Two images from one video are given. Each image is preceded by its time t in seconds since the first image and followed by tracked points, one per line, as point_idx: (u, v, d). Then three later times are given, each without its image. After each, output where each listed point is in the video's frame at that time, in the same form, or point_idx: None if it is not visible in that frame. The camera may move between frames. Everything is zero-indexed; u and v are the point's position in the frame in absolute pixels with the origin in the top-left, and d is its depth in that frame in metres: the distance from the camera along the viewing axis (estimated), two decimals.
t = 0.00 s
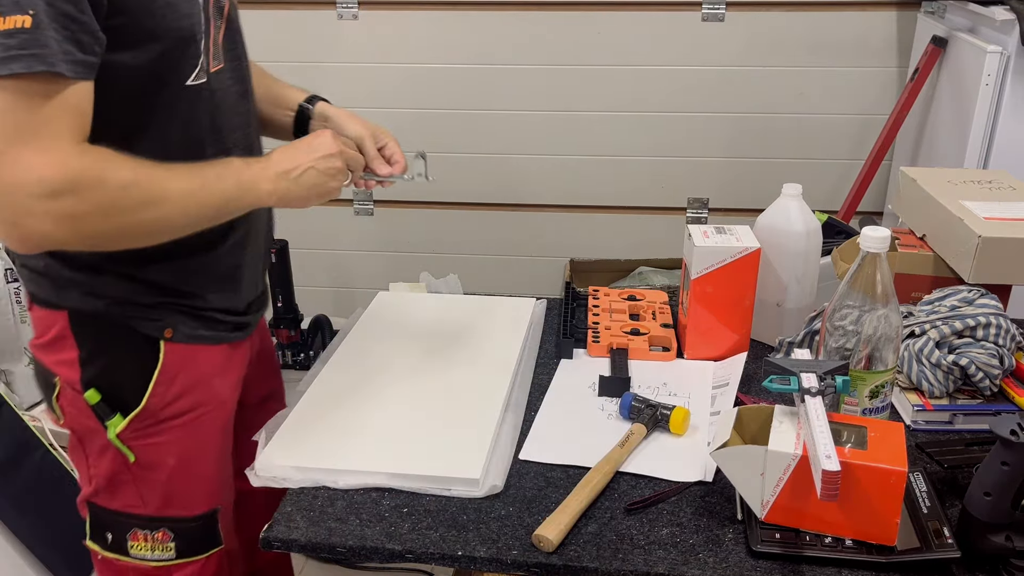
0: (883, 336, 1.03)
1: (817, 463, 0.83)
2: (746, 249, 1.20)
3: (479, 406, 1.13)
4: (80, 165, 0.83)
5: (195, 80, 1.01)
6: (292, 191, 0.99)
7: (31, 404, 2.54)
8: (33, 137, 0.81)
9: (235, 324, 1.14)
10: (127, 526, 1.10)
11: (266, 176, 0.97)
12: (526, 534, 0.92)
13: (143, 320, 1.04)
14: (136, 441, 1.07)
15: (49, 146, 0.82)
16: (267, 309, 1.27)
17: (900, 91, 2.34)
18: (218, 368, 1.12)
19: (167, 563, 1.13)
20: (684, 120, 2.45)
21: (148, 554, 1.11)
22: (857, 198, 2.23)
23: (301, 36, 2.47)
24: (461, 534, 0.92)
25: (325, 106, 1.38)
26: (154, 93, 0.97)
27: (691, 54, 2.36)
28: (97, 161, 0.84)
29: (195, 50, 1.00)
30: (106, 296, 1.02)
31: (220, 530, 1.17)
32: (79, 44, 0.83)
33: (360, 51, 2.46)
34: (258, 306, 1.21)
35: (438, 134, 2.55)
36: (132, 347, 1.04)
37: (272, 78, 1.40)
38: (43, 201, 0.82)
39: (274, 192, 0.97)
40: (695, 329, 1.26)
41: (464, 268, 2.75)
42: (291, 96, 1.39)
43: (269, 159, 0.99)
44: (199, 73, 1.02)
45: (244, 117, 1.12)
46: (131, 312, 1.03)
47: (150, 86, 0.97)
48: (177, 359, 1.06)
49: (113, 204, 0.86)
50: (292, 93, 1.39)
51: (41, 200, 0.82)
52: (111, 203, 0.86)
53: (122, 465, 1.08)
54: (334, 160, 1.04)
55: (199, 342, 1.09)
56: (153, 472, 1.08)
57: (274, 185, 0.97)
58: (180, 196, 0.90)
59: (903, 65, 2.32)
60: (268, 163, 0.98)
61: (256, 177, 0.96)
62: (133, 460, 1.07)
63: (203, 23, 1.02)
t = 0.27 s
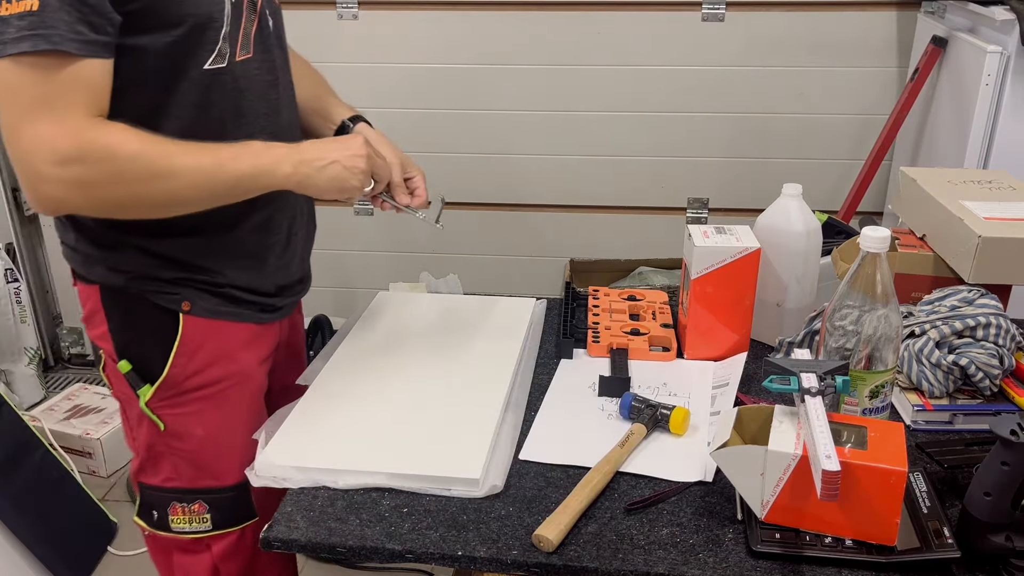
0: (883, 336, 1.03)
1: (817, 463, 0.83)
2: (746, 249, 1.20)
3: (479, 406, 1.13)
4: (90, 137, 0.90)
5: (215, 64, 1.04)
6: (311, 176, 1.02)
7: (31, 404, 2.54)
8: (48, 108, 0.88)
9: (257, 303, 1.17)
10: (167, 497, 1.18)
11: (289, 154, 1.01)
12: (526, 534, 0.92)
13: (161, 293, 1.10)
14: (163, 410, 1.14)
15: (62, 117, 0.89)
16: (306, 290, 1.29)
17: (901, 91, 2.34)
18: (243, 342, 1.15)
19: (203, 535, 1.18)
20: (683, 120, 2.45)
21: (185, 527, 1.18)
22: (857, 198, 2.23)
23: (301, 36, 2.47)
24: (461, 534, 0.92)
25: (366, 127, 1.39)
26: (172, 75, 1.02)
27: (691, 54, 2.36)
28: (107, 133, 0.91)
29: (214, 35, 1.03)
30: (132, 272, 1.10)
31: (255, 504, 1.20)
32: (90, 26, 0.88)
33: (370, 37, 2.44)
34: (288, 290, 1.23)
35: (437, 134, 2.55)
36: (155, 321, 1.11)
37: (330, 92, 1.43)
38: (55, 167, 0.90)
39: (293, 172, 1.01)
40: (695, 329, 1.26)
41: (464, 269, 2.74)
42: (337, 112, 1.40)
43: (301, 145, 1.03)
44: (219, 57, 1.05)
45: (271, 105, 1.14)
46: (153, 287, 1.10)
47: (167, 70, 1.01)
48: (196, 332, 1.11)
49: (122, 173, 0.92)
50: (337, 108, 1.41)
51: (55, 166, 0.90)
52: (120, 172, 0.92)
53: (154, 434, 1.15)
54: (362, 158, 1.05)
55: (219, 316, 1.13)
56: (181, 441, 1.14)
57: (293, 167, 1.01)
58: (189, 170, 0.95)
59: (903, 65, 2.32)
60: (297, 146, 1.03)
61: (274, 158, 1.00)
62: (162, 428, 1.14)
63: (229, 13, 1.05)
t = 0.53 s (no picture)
0: (883, 337, 1.03)
1: (817, 463, 0.83)
2: (746, 249, 1.20)
3: (479, 406, 1.13)
4: (100, 120, 0.92)
5: (224, 54, 1.08)
6: (317, 181, 1.04)
7: (31, 404, 2.54)
8: (60, 90, 0.91)
9: (257, 294, 1.22)
10: (158, 480, 1.21)
11: (298, 155, 1.03)
12: (526, 534, 0.92)
13: (159, 280, 1.15)
14: (157, 394, 1.18)
15: (74, 99, 0.92)
16: (309, 290, 1.33)
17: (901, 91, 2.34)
18: (236, 332, 1.20)
19: (191, 519, 1.22)
20: (683, 119, 2.45)
21: (175, 510, 1.22)
22: (857, 198, 2.23)
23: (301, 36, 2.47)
24: (461, 534, 0.92)
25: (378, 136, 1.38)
26: (183, 64, 1.06)
27: (691, 54, 2.37)
28: (116, 117, 0.93)
29: (227, 29, 1.07)
30: (134, 257, 1.14)
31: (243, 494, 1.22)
32: (103, 11, 0.91)
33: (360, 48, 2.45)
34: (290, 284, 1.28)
35: (438, 134, 2.55)
36: (154, 306, 1.16)
37: (351, 103, 1.45)
38: (64, 147, 0.92)
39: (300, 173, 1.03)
40: (695, 329, 1.26)
41: (464, 269, 2.74)
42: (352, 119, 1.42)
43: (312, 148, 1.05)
44: (229, 49, 1.09)
45: (278, 99, 1.20)
46: (153, 273, 1.14)
47: (178, 60, 1.05)
48: (192, 319, 1.16)
49: (129, 157, 0.95)
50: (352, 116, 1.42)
51: (64, 146, 0.92)
52: (126, 156, 0.95)
53: (148, 417, 1.19)
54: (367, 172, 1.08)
55: (217, 306, 1.17)
56: (173, 425, 1.18)
57: (299, 170, 1.03)
58: (195, 160, 0.98)
59: (903, 65, 2.32)
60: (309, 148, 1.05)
61: (279, 158, 1.02)
62: (157, 412, 1.18)
63: (241, 9, 1.09)
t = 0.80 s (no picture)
0: (883, 337, 1.03)
1: (817, 463, 0.83)
2: (746, 249, 1.20)
3: (479, 406, 1.13)
4: (110, 113, 0.92)
5: (230, 49, 1.08)
6: (325, 186, 1.06)
7: (31, 404, 2.54)
8: (71, 84, 0.91)
9: (263, 290, 1.22)
10: (160, 474, 1.22)
11: (311, 156, 1.05)
12: (526, 534, 0.92)
13: (165, 275, 1.15)
14: (161, 389, 1.18)
15: (85, 93, 0.92)
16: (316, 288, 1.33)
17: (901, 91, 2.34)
18: (240, 329, 1.19)
19: (191, 513, 1.22)
20: (683, 119, 2.45)
21: (176, 504, 1.22)
22: (857, 198, 2.23)
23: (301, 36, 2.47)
24: (461, 534, 0.92)
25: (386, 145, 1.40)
26: (189, 60, 1.06)
27: (691, 54, 2.37)
28: (127, 111, 0.93)
29: (233, 22, 1.07)
30: (140, 252, 1.14)
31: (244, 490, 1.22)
32: (113, 6, 0.91)
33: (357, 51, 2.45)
34: (296, 281, 1.28)
35: (438, 135, 2.55)
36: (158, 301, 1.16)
37: (358, 108, 1.46)
38: (75, 140, 0.92)
39: (310, 176, 1.05)
40: (695, 329, 1.26)
41: (464, 269, 2.74)
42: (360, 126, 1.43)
43: (323, 151, 1.06)
44: (235, 43, 1.09)
45: (285, 95, 1.19)
46: (159, 268, 1.15)
47: (184, 54, 1.05)
48: (197, 314, 1.16)
49: (138, 151, 0.94)
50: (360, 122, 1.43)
51: (75, 139, 0.92)
52: (136, 150, 0.94)
53: (151, 411, 1.19)
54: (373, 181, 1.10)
55: (222, 301, 1.17)
56: (176, 419, 1.18)
57: (309, 174, 1.04)
58: (205, 156, 0.97)
59: (903, 65, 2.32)
60: (320, 151, 1.06)
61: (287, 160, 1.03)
62: (160, 407, 1.18)
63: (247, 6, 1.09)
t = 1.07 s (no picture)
0: (883, 337, 1.03)
1: (817, 463, 0.83)
2: (746, 249, 1.20)
3: (479, 406, 1.13)
4: (123, 114, 0.93)
5: (236, 48, 1.08)
6: (335, 188, 1.06)
7: (31, 404, 2.53)
8: (84, 84, 0.91)
9: (271, 288, 1.22)
10: (167, 471, 1.22)
11: (322, 159, 1.05)
12: (526, 534, 0.92)
13: (174, 272, 1.15)
14: (168, 386, 1.18)
15: (98, 93, 0.92)
16: (322, 287, 1.34)
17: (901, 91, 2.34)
18: (249, 326, 1.20)
19: (198, 510, 1.22)
20: (684, 119, 2.45)
21: (183, 501, 1.22)
22: (857, 198, 2.23)
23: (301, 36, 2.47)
24: (461, 534, 0.92)
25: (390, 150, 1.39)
26: (194, 59, 1.06)
27: (691, 54, 2.37)
28: (139, 110, 0.94)
29: (240, 22, 1.07)
30: (149, 250, 1.15)
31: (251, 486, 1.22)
32: (123, 5, 0.92)
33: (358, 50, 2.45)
34: (303, 279, 1.29)
35: (438, 135, 2.55)
36: (167, 299, 1.16)
37: (363, 109, 1.46)
38: (90, 140, 0.93)
39: (320, 178, 1.05)
40: (695, 329, 1.26)
41: (464, 269, 2.74)
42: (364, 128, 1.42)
43: (335, 154, 1.07)
44: (241, 42, 1.09)
45: (289, 93, 1.20)
46: (168, 266, 1.15)
47: (190, 54, 1.05)
48: (206, 311, 1.16)
49: (151, 149, 0.95)
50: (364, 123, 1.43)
51: (89, 139, 0.93)
52: (149, 149, 0.95)
53: (159, 408, 1.19)
54: (382, 186, 1.09)
55: (230, 299, 1.18)
56: (183, 416, 1.18)
57: (319, 177, 1.04)
58: (216, 156, 0.97)
59: (903, 65, 2.32)
60: (332, 153, 1.07)
61: (297, 162, 1.03)
62: (168, 404, 1.18)
63: (252, 4, 1.09)
